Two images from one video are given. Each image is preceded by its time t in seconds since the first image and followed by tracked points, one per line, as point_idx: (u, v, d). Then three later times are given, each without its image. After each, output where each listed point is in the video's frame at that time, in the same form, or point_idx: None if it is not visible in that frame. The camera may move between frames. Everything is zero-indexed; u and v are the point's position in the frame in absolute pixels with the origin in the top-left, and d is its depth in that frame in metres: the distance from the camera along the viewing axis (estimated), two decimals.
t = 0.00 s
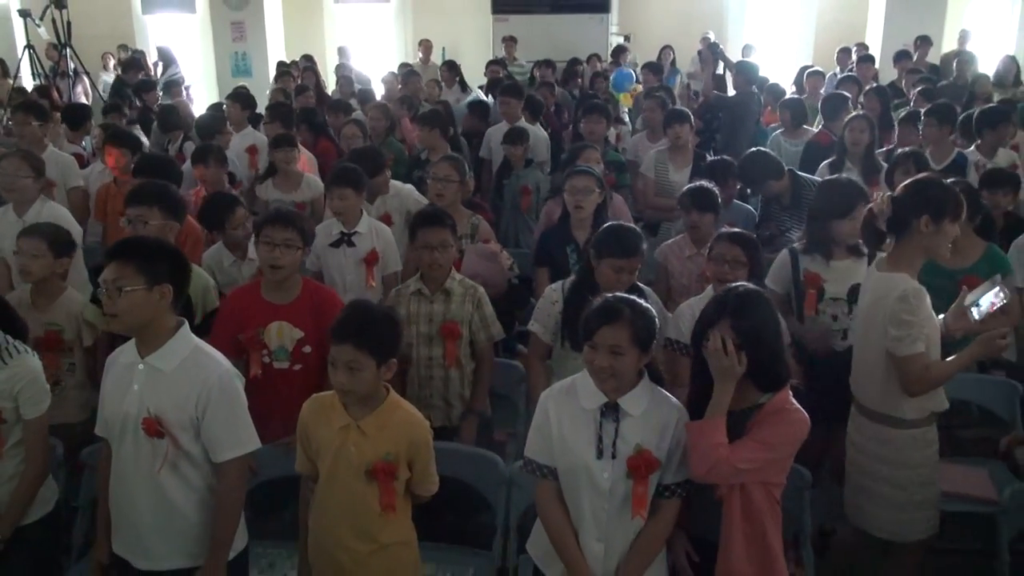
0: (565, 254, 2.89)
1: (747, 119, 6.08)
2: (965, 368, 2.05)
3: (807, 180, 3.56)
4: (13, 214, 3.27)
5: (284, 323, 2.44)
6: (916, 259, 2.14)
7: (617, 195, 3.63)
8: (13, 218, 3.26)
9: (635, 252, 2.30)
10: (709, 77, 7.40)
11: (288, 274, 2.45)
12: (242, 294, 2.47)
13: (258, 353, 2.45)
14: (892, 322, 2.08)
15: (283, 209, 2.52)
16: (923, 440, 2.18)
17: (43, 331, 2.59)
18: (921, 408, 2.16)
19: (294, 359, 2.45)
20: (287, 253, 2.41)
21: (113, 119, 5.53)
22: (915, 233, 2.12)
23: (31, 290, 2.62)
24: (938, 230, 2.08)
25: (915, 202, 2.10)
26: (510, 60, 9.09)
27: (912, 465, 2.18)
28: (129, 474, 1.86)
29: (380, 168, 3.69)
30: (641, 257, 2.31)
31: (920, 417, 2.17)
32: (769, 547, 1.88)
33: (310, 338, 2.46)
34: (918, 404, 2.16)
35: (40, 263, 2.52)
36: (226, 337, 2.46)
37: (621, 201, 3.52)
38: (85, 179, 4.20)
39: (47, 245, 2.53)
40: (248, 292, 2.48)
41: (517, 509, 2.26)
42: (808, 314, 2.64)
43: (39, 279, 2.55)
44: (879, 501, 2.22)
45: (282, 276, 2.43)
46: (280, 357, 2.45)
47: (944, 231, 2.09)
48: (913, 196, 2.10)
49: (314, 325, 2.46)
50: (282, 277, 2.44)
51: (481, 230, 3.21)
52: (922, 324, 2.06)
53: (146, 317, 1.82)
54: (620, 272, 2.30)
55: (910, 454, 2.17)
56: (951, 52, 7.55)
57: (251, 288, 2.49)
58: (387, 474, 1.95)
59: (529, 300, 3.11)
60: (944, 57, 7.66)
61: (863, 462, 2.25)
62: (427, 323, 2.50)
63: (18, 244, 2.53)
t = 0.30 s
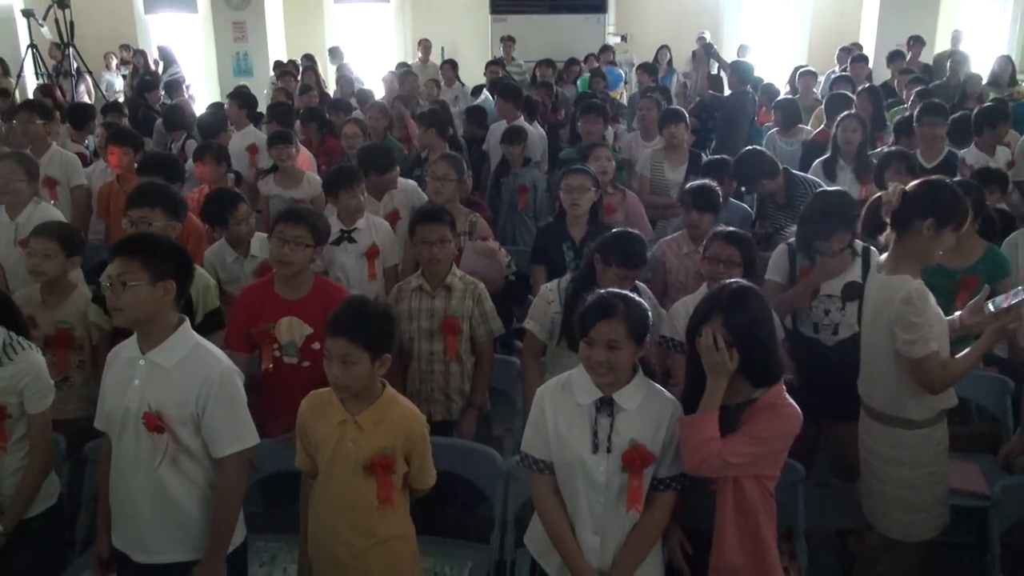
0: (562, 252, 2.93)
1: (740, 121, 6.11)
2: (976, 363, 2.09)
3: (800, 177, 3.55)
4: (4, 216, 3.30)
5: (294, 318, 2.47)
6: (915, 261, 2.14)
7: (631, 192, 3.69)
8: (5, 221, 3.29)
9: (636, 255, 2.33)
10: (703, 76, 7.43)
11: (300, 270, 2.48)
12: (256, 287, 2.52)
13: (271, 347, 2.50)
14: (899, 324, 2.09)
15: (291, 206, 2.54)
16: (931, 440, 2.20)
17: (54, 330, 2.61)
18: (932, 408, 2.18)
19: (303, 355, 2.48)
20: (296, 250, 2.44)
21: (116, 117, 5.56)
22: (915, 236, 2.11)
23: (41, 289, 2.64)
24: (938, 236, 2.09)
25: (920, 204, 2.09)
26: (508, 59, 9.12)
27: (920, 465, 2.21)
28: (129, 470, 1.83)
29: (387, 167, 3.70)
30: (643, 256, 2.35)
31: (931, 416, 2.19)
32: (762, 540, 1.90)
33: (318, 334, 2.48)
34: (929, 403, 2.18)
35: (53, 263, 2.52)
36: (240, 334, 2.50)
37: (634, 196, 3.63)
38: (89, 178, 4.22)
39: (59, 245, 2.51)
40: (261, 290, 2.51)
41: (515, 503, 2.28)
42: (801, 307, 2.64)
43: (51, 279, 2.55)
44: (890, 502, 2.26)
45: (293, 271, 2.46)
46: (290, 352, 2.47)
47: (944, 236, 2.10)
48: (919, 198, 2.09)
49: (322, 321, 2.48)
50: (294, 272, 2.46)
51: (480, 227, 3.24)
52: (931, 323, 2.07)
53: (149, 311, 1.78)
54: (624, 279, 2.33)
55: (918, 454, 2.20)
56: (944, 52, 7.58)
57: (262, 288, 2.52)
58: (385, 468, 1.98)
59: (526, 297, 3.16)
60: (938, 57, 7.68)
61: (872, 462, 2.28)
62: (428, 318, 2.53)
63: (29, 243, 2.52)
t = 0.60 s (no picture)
0: (560, 249, 2.92)
1: (740, 118, 6.12)
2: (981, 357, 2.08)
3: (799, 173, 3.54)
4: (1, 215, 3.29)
5: (297, 313, 2.48)
6: (931, 253, 2.15)
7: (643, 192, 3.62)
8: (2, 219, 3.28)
9: (623, 246, 2.33)
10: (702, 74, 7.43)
11: (303, 265, 2.47)
12: (259, 282, 2.52)
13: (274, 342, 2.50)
14: (913, 315, 2.08)
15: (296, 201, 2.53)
16: (931, 432, 2.19)
17: (63, 332, 2.62)
18: (935, 398, 2.17)
19: (305, 350, 2.47)
20: (297, 245, 2.43)
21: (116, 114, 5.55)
22: (929, 230, 2.12)
23: (48, 290, 2.63)
24: (952, 227, 2.09)
25: (930, 200, 2.10)
26: (507, 56, 9.11)
27: (918, 457, 2.20)
28: (126, 466, 1.82)
29: (390, 160, 3.69)
30: (628, 250, 2.33)
31: (935, 406, 2.18)
32: (759, 538, 1.89)
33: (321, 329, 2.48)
34: (932, 394, 2.17)
35: (60, 265, 2.53)
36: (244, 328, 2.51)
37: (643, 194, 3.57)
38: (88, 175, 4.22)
39: (65, 245, 2.52)
40: (265, 283, 2.52)
41: (512, 500, 2.28)
42: (805, 307, 2.64)
43: (58, 280, 2.56)
44: (886, 489, 2.26)
45: (295, 266, 2.46)
46: (293, 347, 2.48)
47: (958, 226, 2.10)
48: (929, 192, 2.09)
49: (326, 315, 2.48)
50: (296, 267, 2.46)
51: (479, 224, 3.24)
52: (944, 317, 2.06)
53: (146, 308, 1.78)
54: (609, 271, 2.34)
55: (916, 444, 2.20)
56: (943, 49, 7.57)
57: (268, 283, 2.52)
58: (381, 464, 1.97)
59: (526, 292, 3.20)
60: (938, 54, 7.67)
61: (872, 449, 2.29)
62: (427, 315, 2.53)
63: (38, 245, 2.53)
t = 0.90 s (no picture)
0: (556, 247, 2.92)
1: (738, 115, 6.08)
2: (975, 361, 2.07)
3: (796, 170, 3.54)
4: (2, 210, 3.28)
5: (290, 310, 2.47)
6: (948, 252, 2.11)
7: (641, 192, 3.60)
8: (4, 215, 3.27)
9: (605, 238, 2.31)
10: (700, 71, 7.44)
11: (296, 261, 2.47)
12: (253, 277, 2.51)
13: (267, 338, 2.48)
14: (914, 307, 2.09)
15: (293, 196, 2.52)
16: (922, 424, 2.20)
17: (70, 326, 2.61)
18: (928, 391, 2.18)
19: (299, 347, 2.48)
20: (290, 242, 2.43)
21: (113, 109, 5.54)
22: (951, 227, 2.08)
23: (54, 285, 2.63)
24: (975, 225, 2.05)
25: (951, 195, 2.06)
26: (504, 52, 9.09)
27: (912, 449, 2.21)
28: (118, 464, 1.82)
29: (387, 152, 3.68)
30: (611, 244, 2.32)
31: (927, 399, 2.19)
32: (754, 541, 1.88)
33: (314, 325, 2.48)
34: (928, 387, 2.18)
35: (64, 259, 2.52)
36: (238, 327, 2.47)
37: (639, 192, 3.57)
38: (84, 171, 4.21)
39: (68, 240, 2.52)
40: (259, 278, 2.51)
41: (509, 498, 2.27)
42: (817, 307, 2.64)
43: (63, 275, 2.55)
44: (880, 469, 2.28)
45: (289, 262, 2.46)
46: (286, 343, 2.48)
47: (981, 225, 2.06)
48: (949, 189, 2.06)
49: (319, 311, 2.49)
50: (289, 262, 2.46)
51: (475, 222, 3.23)
52: (942, 313, 2.07)
53: (138, 307, 1.75)
54: (588, 258, 2.31)
55: (907, 432, 2.21)
56: (941, 47, 7.57)
57: (262, 276, 2.51)
58: (378, 461, 1.97)
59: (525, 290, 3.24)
60: (936, 52, 7.67)
61: (867, 432, 2.31)
62: (423, 313, 2.53)
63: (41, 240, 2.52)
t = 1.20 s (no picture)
0: (546, 245, 2.92)
1: (728, 114, 6.12)
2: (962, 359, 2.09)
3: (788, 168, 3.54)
4: None
5: (276, 306, 2.47)
6: (946, 249, 2.10)
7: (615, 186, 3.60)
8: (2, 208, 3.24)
9: (587, 230, 2.31)
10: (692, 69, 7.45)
11: (283, 257, 2.48)
12: (239, 273, 2.50)
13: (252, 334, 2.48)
14: (901, 304, 2.10)
15: (280, 193, 2.53)
16: (909, 419, 2.20)
17: (59, 319, 2.59)
18: (918, 388, 2.18)
19: (285, 342, 2.47)
20: (280, 237, 2.44)
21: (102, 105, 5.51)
22: (949, 224, 2.07)
23: (46, 278, 2.61)
24: (974, 222, 2.04)
25: (951, 194, 2.04)
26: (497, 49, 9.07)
27: (899, 444, 2.22)
28: (102, 464, 1.81)
29: (373, 148, 3.68)
30: (597, 239, 2.31)
31: (914, 396, 2.19)
32: (742, 543, 1.84)
33: (299, 321, 2.48)
34: (917, 383, 2.18)
35: (51, 253, 2.50)
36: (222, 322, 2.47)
37: (619, 190, 3.55)
38: (74, 167, 4.19)
39: (56, 236, 2.48)
40: (246, 273, 2.50)
41: (499, 497, 2.27)
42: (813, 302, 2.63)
43: (52, 268, 2.53)
44: (871, 458, 2.30)
45: (275, 258, 2.46)
46: (272, 339, 2.47)
47: (981, 223, 2.05)
48: (948, 188, 2.04)
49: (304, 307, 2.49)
50: (277, 259, 2.47)
51: (464, 220, 3.24)
52: (931, 311, 2.07)
53: (122, 307, 1.75)
54: (569, 250, 2.31)
55: (894, 428, 2.22)
56: (931, 46, 7.60)
57: (248, 272, 2.51)
58: (369, 458, 1.97)
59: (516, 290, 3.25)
60: (926, 52, 7.70)
61: (859, 428, 2.33)
62: (410, 314, 2.53)
63: (30, 234, 2.50)
